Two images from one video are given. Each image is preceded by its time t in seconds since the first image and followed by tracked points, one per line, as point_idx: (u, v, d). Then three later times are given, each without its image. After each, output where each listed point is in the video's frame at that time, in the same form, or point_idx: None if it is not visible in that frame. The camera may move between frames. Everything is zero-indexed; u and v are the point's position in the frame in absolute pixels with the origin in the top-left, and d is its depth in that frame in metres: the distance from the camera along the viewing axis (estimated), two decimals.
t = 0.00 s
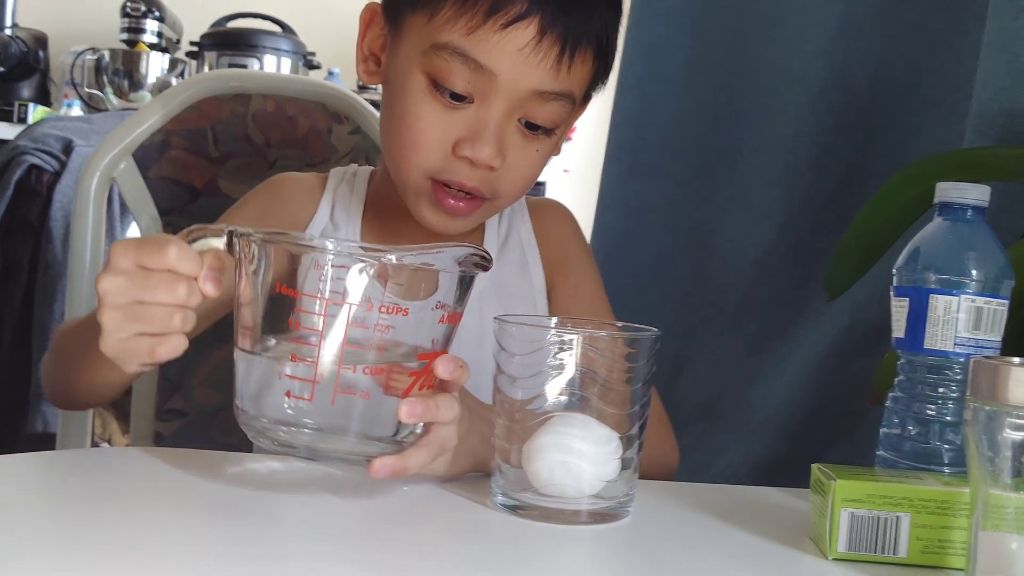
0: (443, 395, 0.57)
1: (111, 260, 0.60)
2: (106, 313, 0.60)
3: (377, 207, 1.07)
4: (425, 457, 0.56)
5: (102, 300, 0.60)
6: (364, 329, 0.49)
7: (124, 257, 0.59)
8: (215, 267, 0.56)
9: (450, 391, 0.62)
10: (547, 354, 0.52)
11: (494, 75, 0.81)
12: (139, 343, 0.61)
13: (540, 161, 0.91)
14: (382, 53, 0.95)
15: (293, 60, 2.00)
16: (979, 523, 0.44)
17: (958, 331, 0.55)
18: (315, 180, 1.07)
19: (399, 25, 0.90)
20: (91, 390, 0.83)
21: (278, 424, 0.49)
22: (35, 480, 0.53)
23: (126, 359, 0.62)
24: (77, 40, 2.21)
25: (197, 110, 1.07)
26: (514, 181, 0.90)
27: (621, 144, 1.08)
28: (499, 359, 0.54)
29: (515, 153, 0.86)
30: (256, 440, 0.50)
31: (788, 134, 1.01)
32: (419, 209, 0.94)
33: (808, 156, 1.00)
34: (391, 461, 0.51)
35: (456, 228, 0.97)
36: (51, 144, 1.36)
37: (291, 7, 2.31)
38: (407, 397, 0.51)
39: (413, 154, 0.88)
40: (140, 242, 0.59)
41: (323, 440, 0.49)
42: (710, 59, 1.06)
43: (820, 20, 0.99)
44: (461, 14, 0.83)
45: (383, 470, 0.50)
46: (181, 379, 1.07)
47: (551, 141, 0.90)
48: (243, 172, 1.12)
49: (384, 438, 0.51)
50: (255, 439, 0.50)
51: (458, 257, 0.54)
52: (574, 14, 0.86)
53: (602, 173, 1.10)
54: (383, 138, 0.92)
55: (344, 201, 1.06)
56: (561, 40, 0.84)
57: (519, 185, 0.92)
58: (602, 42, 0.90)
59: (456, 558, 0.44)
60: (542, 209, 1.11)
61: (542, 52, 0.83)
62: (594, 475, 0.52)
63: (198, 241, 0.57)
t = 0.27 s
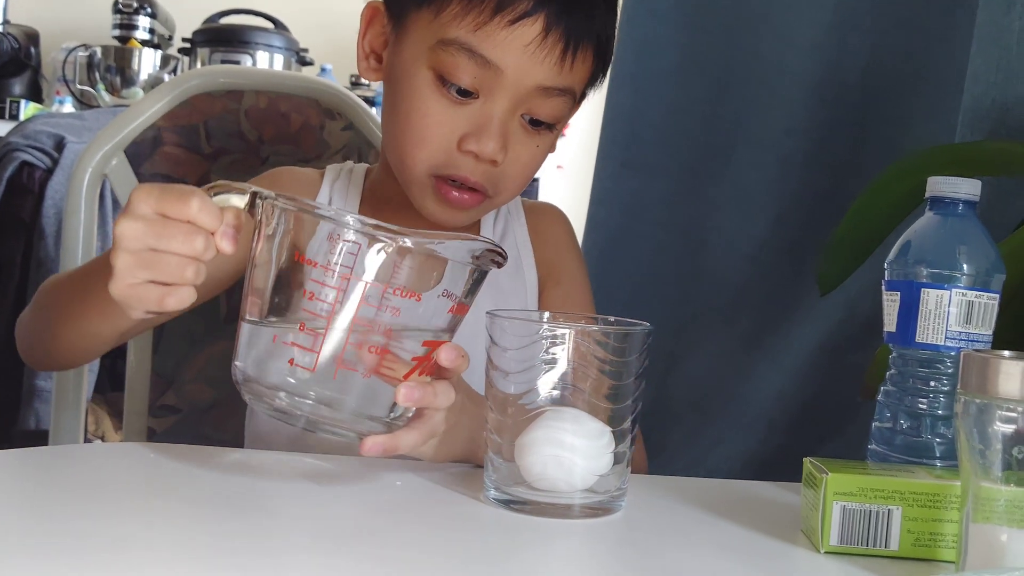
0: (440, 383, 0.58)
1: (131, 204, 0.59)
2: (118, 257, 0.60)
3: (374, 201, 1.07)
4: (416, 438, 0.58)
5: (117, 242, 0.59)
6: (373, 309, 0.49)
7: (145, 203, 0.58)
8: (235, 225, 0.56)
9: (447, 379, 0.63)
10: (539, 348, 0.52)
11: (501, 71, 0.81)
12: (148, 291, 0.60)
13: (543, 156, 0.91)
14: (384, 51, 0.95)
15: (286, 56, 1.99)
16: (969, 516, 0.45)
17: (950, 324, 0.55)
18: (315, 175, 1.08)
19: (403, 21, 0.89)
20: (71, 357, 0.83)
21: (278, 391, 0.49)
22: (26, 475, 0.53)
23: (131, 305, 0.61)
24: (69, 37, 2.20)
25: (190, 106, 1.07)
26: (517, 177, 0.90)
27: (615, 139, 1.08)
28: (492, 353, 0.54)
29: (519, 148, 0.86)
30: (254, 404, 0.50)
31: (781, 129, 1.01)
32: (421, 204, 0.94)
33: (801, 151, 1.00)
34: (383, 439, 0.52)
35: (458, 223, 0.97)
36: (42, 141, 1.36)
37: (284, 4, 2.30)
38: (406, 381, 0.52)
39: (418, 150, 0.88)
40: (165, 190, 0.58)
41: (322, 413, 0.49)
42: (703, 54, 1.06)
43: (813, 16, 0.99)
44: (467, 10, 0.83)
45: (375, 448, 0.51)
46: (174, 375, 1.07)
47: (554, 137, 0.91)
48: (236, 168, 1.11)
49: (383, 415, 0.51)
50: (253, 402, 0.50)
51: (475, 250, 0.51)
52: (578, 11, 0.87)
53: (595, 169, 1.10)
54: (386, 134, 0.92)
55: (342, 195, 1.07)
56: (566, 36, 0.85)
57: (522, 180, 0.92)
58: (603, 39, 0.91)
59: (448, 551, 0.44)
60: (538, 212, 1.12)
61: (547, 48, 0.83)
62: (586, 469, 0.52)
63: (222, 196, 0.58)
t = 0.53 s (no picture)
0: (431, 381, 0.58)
1: (133, 190, 0.59)
2: (118, 241, 0.59)
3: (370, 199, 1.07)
4: (408, 434, 0.58)
5: (118, 228, 0.59)
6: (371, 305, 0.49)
7: (147, 190, 0.59)
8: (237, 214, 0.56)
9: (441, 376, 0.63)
10: (532, 347, 0.52)
11: (503, 68, 0.81)
12: (146, 278, 0.60)
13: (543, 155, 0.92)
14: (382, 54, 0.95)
15: (278, 55, 1.99)
16: (960, 512, 0.45)
17: (940, 322, 0.55)
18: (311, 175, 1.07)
19: (402, 23, 0.89)
20: (64, 344, 0.83)
21: (273, 381, 0.49)
22: (18, 475, 0.53)
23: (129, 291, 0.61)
24: (59, 36, 2.19)
25: (182, 106, 1.07)
26: (519, 175, 0.90)
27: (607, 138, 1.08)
28: (484, 352, 0.54)
29: (522, 146, 0.86)
30: (248, 394, 0.51)
31: (774, 127, 1.02)
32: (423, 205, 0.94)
33: (794, 150, 1.00)
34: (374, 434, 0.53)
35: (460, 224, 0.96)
36: (34, 140, 1.38)
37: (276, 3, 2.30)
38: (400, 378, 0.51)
39: (420, 149, 0.88)
40: (169, 177, 0.59)
41: (315, 406, 0.49)
42: (696, 53, 1.07)
43: (805, 14, 0.99)
44: (468, 9, 0.84)
45: (366, 444, 0.52)
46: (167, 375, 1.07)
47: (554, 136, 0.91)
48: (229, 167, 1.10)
49: (376, 410, 0.51)
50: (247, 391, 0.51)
51: (474, 252, 0.51)
52: (575, 10, 0.87)
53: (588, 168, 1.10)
54: (387, 135, 0.92)
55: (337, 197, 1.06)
56: (565, 34, 0.85)
57: (523, 179, 0.92)
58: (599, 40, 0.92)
59: (442, 550, 0.44)
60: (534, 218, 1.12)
61: (547, 46, 0.84)
62: (579, 468, 0.52)
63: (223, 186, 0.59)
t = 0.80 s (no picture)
0: (422, 374, 0.58)
1: (127, 177, 0.59)
2: (110, 229, 0.59)
3: (367, 198, 1.07)
4: (397, 427, 0.58)
5: (110, 215, 0.59)
6: (363, 299, 0.49)
7: (141, 176, 0.59)
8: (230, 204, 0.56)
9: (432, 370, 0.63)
10: (528, 345, 0.52)
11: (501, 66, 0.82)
12: (136, 266, 0.59)
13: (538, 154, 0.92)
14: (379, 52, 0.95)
15: (273, 54, 1.99)
16: (956, 510, 0.45)
17: (936, 320, 0.56)
18: (305, 174, 1.08)
19: (399, 20, 0.89)
20: (57, 339, 0.83)
21: (263, 371, 0.49)
22: (13, 475, 0.53)
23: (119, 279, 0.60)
24: (54, 36, 2.18)
25: (177, 106, 1.07)
26: (514, 173, 0.91)
27: (604, 136, 1.08)
28: (480, 351, 0.54)
29: (518, 144, 0.87)
30: (236, 384, 0.51)
31: (770, 126, 1.02)
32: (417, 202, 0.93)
33: (790, 148, 1.00)
34: (363, 428, 0.52)
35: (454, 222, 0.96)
36: (29, 140, 1.36)
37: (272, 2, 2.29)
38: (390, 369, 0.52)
39: (416, 147, 0.88)
40: (162, 165, 0.59)
41: (304, 398, 0.49)
42: (692, 51, 1.07)
43: (801, 13, 0.99)
44: (465, 8, 0.84)
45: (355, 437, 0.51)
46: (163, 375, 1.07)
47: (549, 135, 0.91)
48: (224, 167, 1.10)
49: (366, 401, 0.51)
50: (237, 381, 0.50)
51: (468, 247, 0.50)
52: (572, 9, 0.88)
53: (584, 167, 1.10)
54: (382, 132, 0.92)
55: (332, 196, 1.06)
56: (562, 33, 0.85)
57: (518, 177, 0.92)
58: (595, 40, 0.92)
59: (438, 549, 0.44)
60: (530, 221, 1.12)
61: (544, 45, 0.84)
62: (576, 467, 0.52)
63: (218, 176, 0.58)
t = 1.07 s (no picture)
0: (421, 378, 0.58)
1: (124, 186, 0.58)
2: (108, 239, 0.59)
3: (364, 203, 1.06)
4: (397, 432, 0.58)
5: (108, 224, 0.59)
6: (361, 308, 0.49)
7: (138, 185, 0.58)
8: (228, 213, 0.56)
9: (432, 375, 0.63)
10: (527, 345, 0.52)
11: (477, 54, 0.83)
12: (135, 276, 0.59)
13: (526, 145, 0.92)
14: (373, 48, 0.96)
15: (270, 54, 1.98)
16: (954, 509, 0.45)
17: (933, 319, 0.56)
18: (304, 176, 1.08)
19: (388, 14, 0.91)
20: (56, 347, 0.82)
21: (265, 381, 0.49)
22: (10, 476, 0.53)
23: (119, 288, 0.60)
24: (51, 36, 2.18)
25: (174, 106, 1.07)
26: (500, 165, 0.91)
27: (601, 136, 1.08)
28: (479, 351, 0.54)
29: (500, 133, 0.87)
30: (239, 393, 0.50)
31: (767, 126, 1.02)
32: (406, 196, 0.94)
33: (787, 148, 1.01)
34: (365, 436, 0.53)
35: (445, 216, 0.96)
36: (26, 141, 1.37)
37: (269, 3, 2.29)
38: (392, 375, 0.52)
39: (400, 138, 0.89)
40: (161, 173, 0.58)
41: (307, 407, 0.49)
42: (689, 51, 1.07)
43: (798, 13, 0.99)
44: None
45: (356, 444, 0.53)
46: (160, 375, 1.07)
47: (537, 126, 0.91)
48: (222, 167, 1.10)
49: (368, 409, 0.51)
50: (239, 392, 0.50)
51: (466, 254, 0.51)
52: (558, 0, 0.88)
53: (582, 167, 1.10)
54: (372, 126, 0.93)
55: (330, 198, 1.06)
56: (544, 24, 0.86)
57: (506, 169, 0.92)
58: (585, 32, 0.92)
59: (437, 548, 0.44)
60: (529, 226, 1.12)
61: (525, 32, 0.84)
62: (573, 466, 0.52)
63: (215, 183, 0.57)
